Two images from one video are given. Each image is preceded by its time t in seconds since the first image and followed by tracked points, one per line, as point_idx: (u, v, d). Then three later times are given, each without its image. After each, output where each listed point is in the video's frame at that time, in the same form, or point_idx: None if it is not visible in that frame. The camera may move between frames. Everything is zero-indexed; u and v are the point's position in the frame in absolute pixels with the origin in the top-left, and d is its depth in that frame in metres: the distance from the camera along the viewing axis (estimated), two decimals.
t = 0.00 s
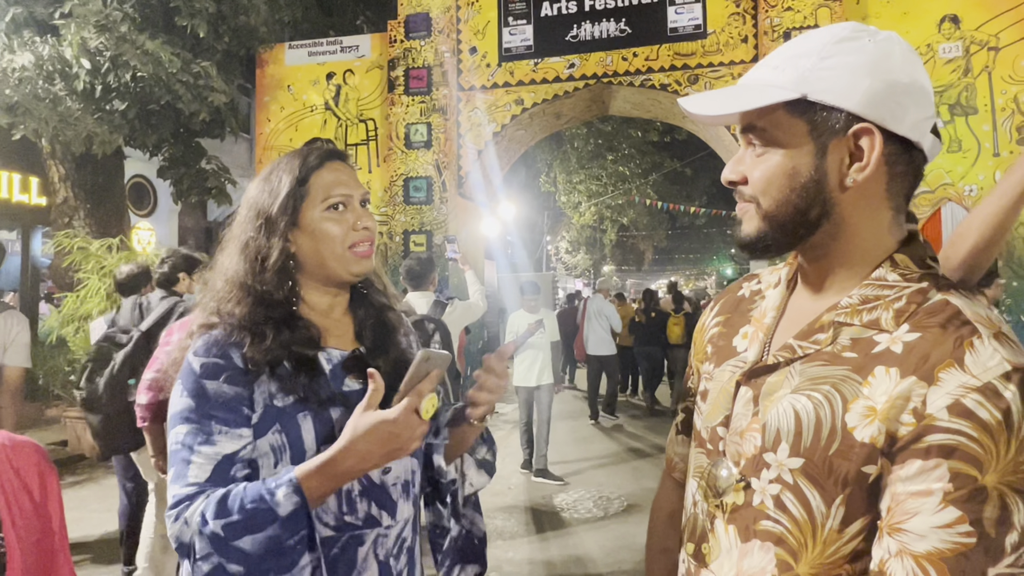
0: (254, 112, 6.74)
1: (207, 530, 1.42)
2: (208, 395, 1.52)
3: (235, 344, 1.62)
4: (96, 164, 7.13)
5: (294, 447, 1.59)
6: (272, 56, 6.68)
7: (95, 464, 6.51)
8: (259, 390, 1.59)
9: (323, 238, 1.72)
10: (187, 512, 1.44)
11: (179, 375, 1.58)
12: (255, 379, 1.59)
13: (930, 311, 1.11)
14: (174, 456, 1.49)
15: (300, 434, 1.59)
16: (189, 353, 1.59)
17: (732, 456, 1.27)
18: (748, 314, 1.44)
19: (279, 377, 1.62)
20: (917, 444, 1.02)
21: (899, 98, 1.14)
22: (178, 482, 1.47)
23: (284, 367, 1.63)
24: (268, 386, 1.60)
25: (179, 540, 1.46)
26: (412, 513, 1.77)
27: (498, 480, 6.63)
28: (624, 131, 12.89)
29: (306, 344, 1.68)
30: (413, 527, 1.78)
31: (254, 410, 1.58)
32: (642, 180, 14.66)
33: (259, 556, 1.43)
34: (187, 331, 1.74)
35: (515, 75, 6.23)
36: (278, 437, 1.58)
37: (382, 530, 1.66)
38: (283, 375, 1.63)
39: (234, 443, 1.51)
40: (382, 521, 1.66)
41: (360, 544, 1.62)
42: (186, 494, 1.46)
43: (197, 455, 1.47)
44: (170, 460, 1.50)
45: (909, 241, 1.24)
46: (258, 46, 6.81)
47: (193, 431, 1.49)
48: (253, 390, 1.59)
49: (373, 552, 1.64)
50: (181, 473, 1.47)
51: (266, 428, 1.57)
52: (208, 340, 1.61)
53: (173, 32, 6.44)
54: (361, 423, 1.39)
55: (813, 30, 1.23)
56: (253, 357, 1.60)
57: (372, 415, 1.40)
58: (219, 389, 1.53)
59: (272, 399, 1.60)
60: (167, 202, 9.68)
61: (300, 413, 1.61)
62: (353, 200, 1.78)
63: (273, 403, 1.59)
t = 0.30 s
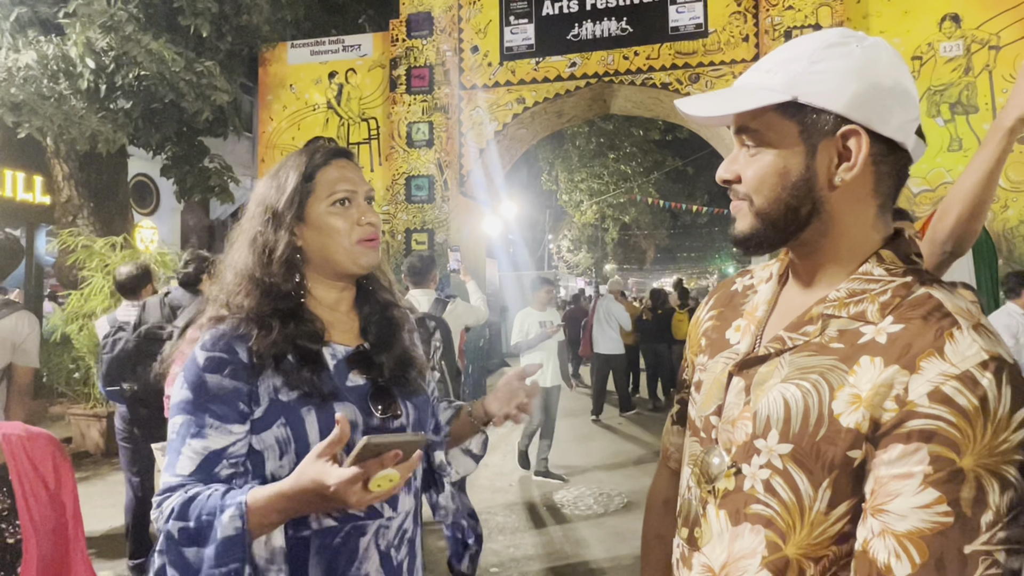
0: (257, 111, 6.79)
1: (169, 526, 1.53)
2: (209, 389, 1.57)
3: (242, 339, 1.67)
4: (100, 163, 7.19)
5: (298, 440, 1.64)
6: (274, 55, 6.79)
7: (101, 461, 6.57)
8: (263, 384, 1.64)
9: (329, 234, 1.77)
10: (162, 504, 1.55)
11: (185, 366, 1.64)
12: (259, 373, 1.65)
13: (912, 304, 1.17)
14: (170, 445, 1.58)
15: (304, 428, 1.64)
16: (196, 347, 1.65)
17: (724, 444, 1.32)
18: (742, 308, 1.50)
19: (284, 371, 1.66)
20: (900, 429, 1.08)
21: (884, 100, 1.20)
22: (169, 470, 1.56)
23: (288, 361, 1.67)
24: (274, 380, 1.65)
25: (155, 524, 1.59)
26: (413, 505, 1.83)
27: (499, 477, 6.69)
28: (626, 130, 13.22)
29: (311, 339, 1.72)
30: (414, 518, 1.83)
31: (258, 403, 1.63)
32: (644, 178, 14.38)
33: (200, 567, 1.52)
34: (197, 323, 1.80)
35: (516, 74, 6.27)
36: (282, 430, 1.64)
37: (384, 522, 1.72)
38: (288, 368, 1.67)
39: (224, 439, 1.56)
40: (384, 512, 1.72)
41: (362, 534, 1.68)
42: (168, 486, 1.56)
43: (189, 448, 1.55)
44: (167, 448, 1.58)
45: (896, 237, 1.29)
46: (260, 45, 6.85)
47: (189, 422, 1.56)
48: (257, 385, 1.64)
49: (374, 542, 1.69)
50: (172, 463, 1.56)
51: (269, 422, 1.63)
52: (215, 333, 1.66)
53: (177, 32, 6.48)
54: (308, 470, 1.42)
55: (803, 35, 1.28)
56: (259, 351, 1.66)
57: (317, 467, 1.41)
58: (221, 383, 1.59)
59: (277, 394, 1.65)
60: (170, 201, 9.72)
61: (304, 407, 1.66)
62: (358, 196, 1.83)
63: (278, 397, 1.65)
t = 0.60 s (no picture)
0: (260, 111, 6.83)
1: (189, 523, 1.56)
2: (217, 385, 1.60)
3: (247, 336, 1.70)
4: (104, 163, 7.23)
5: (304, 435, 1.67)
6: (279, 56, 6.75)
7: (106, 459, 6.61)
8: (269, 381, 1.67)
9: (332, 235, 1.80)
10: (179, 500, 1.57)
11: (191, 363, 1.67)
12: (265, 370, 1.68)
13: (904, 302, 1.20)
14: (178, 442, 1.60)
15: (309, 424, 1.67)
16: (203, 344, 1.68)
17: (721, 440, 1.35)
18: (738, 307, 1.53)
19: (288, 367, 1.69)
20: (890, 424, 1.11)
21: (875, 104, 1.23)
22: (179, 467, 1.59)
23: (292, 357, 1.70)
24: (279, 377, 1.68)
25: (170, 522, 1.61)
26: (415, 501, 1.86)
27: (502, 476, 6.71)
28: (628, 129, 13.21)
29: (315, 336, 1.76)
30: (415, 514, 1.86)
31: (264, 401, 1.66)
32: (646, 178, 14.42)
33: (222, 563, 1.55)
34: (202, 322, 1.82)
35: (519, 74, 6.30)
36: (288, 426, 1.66)
37: (387, 517, 1.75)
38: (292, 364, 1.70)
39: (232, 435, 1.59)
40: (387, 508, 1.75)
41: (366, 529, 1.71)
42: (181, 482, 1.58)
43: (199, 445, 1.58)
44: (175, 445, 1.61)
45: (887, 236, 1.32)
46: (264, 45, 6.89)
47: (197, 419, 1.59)
48: (263, 382, 1.67)
49: (378, 537, 1.73)
50: (181, 459, 1.59)
51: (275, 418, 1.66)
52: (222, 331, 1.69)
53: (181, 32, 6.52)
54: (337, 468, 1.50)
55: (795, 40, 1.31)
56: (263, 346, 1.69)
57: (348, 465, 1.49)
58: (228, 380, 1.61)
59: (282, 391, 1.67)
60: (174, 201, 9.75)
61: (309, 403, 1.68)
62: (361, 199, 1.86)
63: (284, 394, 1.67)
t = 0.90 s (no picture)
0: (264, 111, 6.85)
1: (206, 523, 1.58)
2: (222, 385, 1.62)
3: (251, 336, 1.71)
4: (109, 164, 7.24)
5: (308, 434, 1.68)
6: (282, 57, 6.78)
7: (112, 458, 6.65)
8: (273, 381, 1.68)
9: (337, 235, 1.82)
10: (190, 500, 1.59)
11: (197, 363, 1.68)
12: (269, 370, 1.69)
13: (903, 303, 1.20)
14: (183, 442, 1.61)
15: (311, 424, 1.68)
16: (208, 344, 1.69)
17: (722, 441, 1.35)
18: (738, 308, 1.54)
19: (291, 367, 1.70)
20: (890, 425, 1.11)
21: (871, 106, 1.23)
22: (185, 466, 1.60)
23: (295, 357, 1.72)
24: (283, 377, 1.69)
25: (180, 522, 1.62)
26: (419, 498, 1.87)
27: (505, 476, 6.73)
28: (632, 128, 13.19)
29: (319, 336, 1.77)
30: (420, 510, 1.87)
31: (268, 401, 1.67)
32: (649, 178, 14.46)
33: (245, 560, 1.59)
34: (207, 322, 1.84)
35: (521, 74, 6.30)
36: (291, 426, 1.67)
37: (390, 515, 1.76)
38: (295, 364, 1.71)
39: (238, 435, 1.60)
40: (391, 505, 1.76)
41: (370, 527, 1.71)
42: (191, 482, 1.59)
43: (205, 445, 1.59)
44: (180, 445, 1.62)
45: (886, 236, 1.33)
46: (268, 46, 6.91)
47: (202, 418, 1.60)
48: (267, 382, 1.68)
49: (381, 535, 1.73)
50: (189, 460, 1.60)
51: (279, 418, 1.67)
52: (226, 331, 1.71)
53: (185, 33, 6.53)
54: (366, 469, 1.56)
55: (790, 43, 1.32)
56: (268, 345, 1.70)
57: (377, 468, 1.55)
58: (233, 380, 1.63)
59: (286, 391, 1.68)
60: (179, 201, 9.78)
61: (312, 403, 1.69)
62: (366, 200, 1.87)
63: (288, 393, 1.68)
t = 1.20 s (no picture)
0: (268, 112, 6.87)
1: (210, 525, 1.59)
2: (224, 386, 1.62)
3: (253, 337, 1.72)
4: (114, 165, 7.40)
5: (309, 436, 1.68)
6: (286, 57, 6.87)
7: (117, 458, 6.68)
8: (275, 383, 1.69)
9: (340, 237, 1.82)
10: (194, 502, 1.59)
11: (199, 364, 1.69)
12: (270, 371, 1.69)
13: (905, 304, 1.20)
14: (186, 442, 1.62)
15: (313, 425, 1.68)
16: (211, 346, 1.70)
17: (723, 442, 1.35)
18: (740, 309, 1.54)
19: (293, 369, 1.71)
20: (891, 426, 1.11)
21: (873, 106, 1.23)
22: (188, 467, 1.61)
23: (297, 359, 1.72)
24: (284, 379, 1.70)
25: (183, 523, 1.62)
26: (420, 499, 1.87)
27: (509, 476, 6.73)
28: (635, 128, 13.33)
29: (321, 338, 1.77)
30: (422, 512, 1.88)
31: (270, 402, 1.68)
32: (653, 178, 14.45)
33: (249, 560, 1.60)
34: (210, 323, 1.84)
35: (525, 74, 6.30)
36: (293, 427, 1.68)
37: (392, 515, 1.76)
38: (297, 366, 1.71)
39: (240, 436, 1.61)
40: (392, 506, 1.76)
41: (371, 528, 1.71)
42: (194, 483, 1.60)
43: (208, 446, 1.59)
44: (183, 445, 1.63)
45: (888, 238, 1.32)
46: (272, 48, 6.92)
47: (204, 420, 1.61)
48: (268, 383, 1.69)
49: (383, 536, 1.74)
50: (192, 461, 1.60)
51: (280, 419, 1.67)
52: (229, 333, 1.71)
53: (190, 35, 6.48)
54: (370, 475, 1.57)
55: (791, 43, 1.32)
56: (269, 348, 1.71)
57: (381, 474, 1.57)
58: (235, 381, 1.63)
59: (288, 392, 1.69)
60: (183, 202, 9.81)
61: (314, 405, 1.70)
62: (369, 202, 1.87)
63: (289, 395, 1.69)
